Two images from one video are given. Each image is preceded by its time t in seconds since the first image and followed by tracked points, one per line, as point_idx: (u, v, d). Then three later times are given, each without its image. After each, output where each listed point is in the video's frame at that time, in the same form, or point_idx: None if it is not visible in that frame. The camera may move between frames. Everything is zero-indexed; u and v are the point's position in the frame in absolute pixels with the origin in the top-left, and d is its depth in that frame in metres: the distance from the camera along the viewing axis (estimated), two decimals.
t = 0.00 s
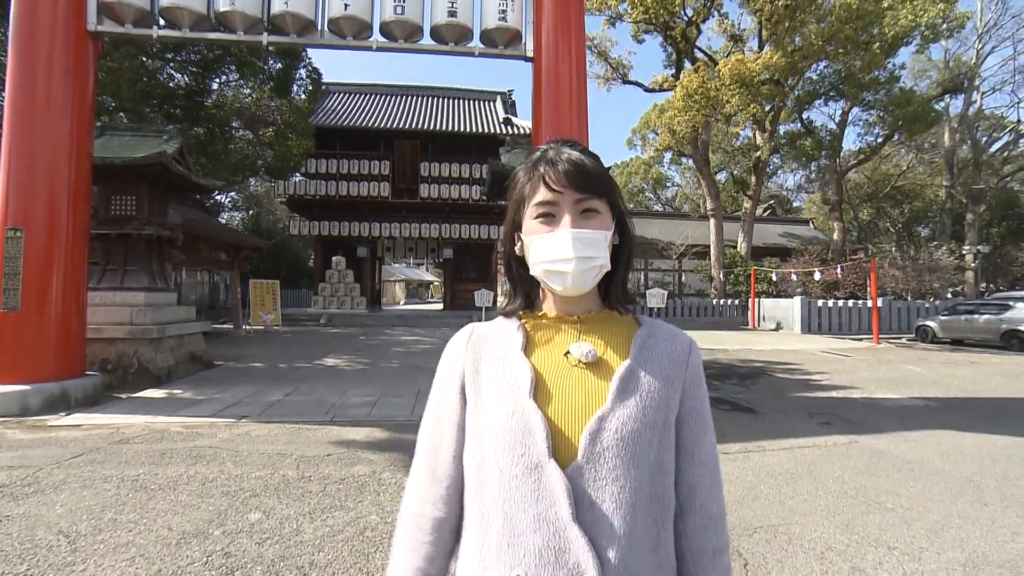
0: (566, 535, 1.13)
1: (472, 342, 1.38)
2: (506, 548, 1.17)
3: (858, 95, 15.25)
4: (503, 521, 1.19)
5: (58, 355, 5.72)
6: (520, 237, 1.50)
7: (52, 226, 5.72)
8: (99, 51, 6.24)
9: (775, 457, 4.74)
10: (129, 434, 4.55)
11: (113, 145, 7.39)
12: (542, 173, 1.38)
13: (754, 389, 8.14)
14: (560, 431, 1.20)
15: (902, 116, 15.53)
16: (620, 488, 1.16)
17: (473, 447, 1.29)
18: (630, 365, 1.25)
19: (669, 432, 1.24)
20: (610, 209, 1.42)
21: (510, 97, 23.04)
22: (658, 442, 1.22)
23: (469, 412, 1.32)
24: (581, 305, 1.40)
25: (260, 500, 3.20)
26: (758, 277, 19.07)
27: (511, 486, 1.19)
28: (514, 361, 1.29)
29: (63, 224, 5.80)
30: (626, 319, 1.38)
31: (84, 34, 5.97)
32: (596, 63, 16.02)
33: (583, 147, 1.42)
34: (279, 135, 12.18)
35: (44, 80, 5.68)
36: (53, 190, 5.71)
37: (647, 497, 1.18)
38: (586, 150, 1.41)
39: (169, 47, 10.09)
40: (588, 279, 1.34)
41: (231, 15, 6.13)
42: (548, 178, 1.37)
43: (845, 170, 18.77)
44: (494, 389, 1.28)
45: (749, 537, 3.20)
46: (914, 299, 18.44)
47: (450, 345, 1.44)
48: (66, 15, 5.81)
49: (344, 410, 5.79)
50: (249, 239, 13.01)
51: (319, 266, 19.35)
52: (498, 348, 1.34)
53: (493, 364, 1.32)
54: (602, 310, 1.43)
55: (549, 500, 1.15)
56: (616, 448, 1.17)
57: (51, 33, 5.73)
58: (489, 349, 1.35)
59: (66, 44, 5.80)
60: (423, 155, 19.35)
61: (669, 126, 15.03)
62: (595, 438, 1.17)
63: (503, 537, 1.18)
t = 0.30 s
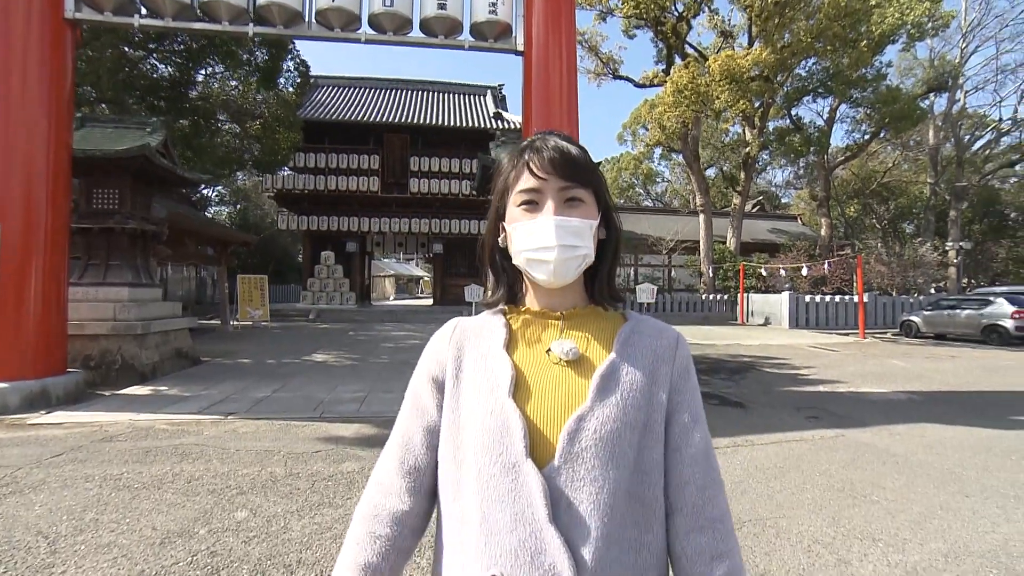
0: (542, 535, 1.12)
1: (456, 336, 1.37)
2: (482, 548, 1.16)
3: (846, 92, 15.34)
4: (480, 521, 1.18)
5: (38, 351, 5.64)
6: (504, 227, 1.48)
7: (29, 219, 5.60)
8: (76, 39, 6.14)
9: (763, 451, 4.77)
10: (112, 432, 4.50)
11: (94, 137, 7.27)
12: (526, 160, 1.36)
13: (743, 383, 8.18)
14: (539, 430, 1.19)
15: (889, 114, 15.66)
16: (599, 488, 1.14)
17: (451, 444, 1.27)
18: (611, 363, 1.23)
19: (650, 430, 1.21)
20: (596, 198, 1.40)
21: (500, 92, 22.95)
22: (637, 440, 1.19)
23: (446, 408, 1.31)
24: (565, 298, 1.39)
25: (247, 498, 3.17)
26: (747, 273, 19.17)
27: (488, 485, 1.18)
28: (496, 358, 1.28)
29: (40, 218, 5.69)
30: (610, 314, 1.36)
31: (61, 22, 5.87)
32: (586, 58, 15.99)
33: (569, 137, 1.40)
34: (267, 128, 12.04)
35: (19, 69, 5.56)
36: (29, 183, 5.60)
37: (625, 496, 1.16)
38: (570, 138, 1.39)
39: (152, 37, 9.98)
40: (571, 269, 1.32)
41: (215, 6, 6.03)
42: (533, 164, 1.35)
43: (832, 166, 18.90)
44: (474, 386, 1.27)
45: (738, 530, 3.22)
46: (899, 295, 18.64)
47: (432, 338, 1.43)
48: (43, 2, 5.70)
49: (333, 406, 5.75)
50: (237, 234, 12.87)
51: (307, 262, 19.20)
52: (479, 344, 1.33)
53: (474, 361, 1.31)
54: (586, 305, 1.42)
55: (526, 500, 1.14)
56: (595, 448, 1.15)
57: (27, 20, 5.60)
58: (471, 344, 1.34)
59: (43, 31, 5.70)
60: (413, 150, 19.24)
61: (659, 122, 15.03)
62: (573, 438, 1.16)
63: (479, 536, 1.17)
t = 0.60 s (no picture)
0: (523, 539, 1.11)
1: (443, 330, 1.38)
2: (466, 551, 1.16)
3: (832, 91, 15.46)
4: (464, 523, 1.18)
5: (16, 346, 5.57)
6: (476, 224, 1.45)
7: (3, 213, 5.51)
8: (53, 26, 6.02)
9: (749, 446, 4.80)
10: (92, 431, 4.43)
11: (72, 128, 7.14)
12: (494, 152, 1.34)
13: (730, 379, 8.24)
14: (521, 433, 1.19)
15: (873, 113, 15.81)
16: (575, 487, 1.13)
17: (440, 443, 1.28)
18: (591, 360, 1.21)
19: (634, 428, 1.18)
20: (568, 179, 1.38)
21: (489, 87, 22.86)
22: (616, 437, 1.17)
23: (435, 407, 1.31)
24: (551, 291, 1.36)
25: (232, 496, 3.13)
26: (734, 269, 19.30)
27: (472, 489, 1.18)
28: (481, 359, 1.28)
29: (16, 211, 5.59)
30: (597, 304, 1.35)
31: (36, 8, 5.75)
32: (576, 54, 15.96)
33: (533, 123, 1.37)
34: (252, 120, 11.77)
35: None
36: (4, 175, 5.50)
37: (604, 495, 1.14)
38: (535, 124, 1.37)
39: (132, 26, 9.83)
40: (555, 257, 1.31)
41: None
42: (502, 156, 1.33)
43: (818, 165, 19.06)
44: (459, 387, 1.27)
45: (725, 524, 3.23)
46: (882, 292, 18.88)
47: (421, 335, 1.43)
48: None
49: (321, 403, 5.71)
50: (221, 229, 12.70)
51: (294, 257, 19.03)
52: (466, 342, 1.34)
53: (460, 361, 1.31)
54: (572, 294, 1.40)
55: (509, 504, 1.14)
56: (576, 450, 1.14)
57: None
58: (458, 343, 1.34)
59: (16, 18, 5.59)
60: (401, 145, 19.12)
61: (647, 118, 15.07)
62: (554, 440, 1.14)
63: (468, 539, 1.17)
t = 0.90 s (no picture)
0: (523, 549, 1.11)
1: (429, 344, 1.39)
2: (475, 562, 1.17)
3: (818, 94, 15.60)
4: (466, 533, 1.19)
5: None
6: (433, 258, 1.41)
7: None
8: (29, 15, 5.91)
9: (736, 444, 4.83)
10: (72, 431, 4.35)
11: (51, 121, 7.02)
12: (428, 185, 1.29)
13: (716, 378, 8.29)
14: (511, 445, 1.18)
15: (857, 117, 16.01)
16: (569, 494, 1.12)
17: (440, 456, 1.29)
18: (571, 362, 1.19)
19: (620, 426, 1.16)
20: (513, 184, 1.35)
21: (479, 86, 22.80)
22: (604, 439, 1.15)
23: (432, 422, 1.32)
24: (525, 298, 1.33)
25: (217, 496, 3.09)
26: (721, 269, 19.45)
27: (470, 502, 1.18)
28: (466, 373, 1.27)
29: None
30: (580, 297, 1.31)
31: None
32: (565, 53, 15.96)
33: (447, 137, 1.33)
34: (239, 116, 11.82)
35: None
36: None
37: (597, 498, 1.13)
38: (459, 139, 1.32)
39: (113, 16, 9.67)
40: (527, 268, 1.30)
41: None
42: (437, 188, 1.28)
43: (804, 167, 19.23)
44: (449, 402, 1.27)
45: (711, 522, 3.24)
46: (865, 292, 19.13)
47: (410, 351, 1.44)
48: None
49: (307, 401, 5.67)
50: (206, 225, 12.54)
51: (280, 255, 18.87)
52: (452, 356, 1.33)
53: (448, 376, 1.31)
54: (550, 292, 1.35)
55: (505, 515, 1.13)
56: (564, 459, 1.12)
57: None
58: (446, 357, 1.34)
59: None
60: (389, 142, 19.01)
61: (636, 118, 15.12)
62: (542, 451, 1.13)
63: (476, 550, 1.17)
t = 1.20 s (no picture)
0: (520, 544, 1.10)
1: (428, 332, 1.35)
2: (468, 558, 1.15)
3: (806, 91, 15.66)
4: (461, 529, 1.16)
5: None
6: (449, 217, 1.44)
7: None
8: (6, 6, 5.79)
9: (727, 438, 4.86)
10: (56, 431, 4.29)
11: (30, 114, 6.89)
12: (460, 141, 1.32)
13: (706, 372, 8.35)
14: (512, 441, 1.17)
15: (844, 114, 16.15)
16: (568, 493, 1.11)
17: (434, 449, 1.26)
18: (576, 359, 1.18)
19: (624, 426, 1.17)
20: (541, 166, 1.36)
21: (469, 81, 22.70)
22: (606, 439, 1.15)
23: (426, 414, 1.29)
24: (528, 286, 1.34)
25: (205, 495, 3.06)
26: (710, 265, 19.55)
27: (466, 498, 1.16)
28: (465, 364, 1.25)
29: None
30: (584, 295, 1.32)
31: None
32: (556, 49, 15.92)
33: (496, 107, 1.36)
34: (226, 110, 11.60)
35: None
36: None
37: (597, 497, 1.13)
38: (507, 112, 1.36)
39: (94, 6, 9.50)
40: (531, 248, 1.30)
41: None
42: (467, 145, 1.31)
43: (792, 163, 19.33)
44: (447, 395, 1.24)
45: (702, 516, 3.25)
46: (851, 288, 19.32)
47: (406, 338, 1.41)
48: None
49: (297, 399, 5.63)
50: (194, 222, 12.39)
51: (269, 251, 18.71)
52: (449, 346, 1.31)
53: (446, 366, 1.28)
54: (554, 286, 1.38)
55: (503, 512, 1.12)
56: (565, 457, 1.12)
57: None
58: (443, 347, 1.31)
59: None
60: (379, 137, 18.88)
61: (626, 114, 15.13)
62: (543, 448, 1.12)
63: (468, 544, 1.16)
